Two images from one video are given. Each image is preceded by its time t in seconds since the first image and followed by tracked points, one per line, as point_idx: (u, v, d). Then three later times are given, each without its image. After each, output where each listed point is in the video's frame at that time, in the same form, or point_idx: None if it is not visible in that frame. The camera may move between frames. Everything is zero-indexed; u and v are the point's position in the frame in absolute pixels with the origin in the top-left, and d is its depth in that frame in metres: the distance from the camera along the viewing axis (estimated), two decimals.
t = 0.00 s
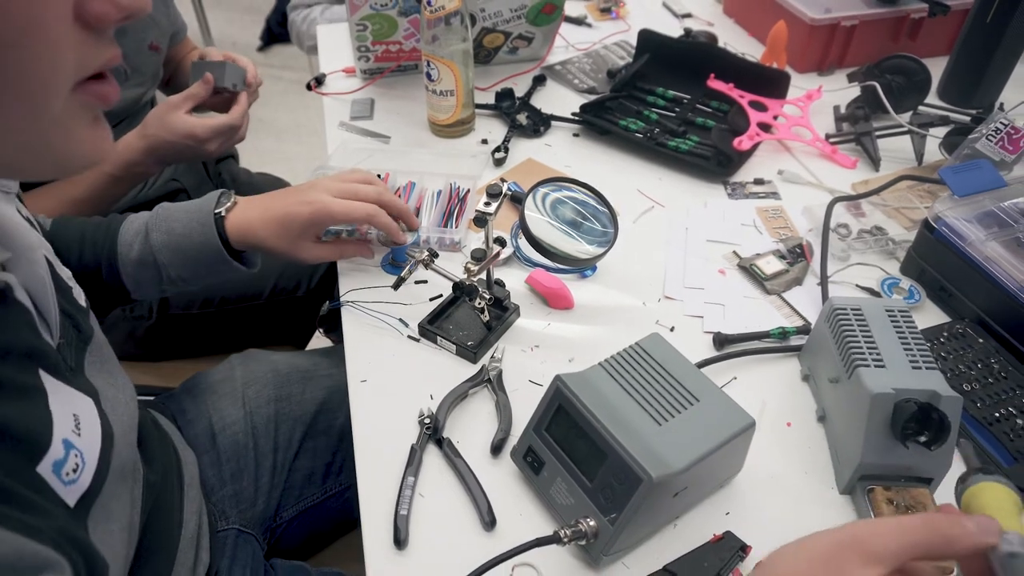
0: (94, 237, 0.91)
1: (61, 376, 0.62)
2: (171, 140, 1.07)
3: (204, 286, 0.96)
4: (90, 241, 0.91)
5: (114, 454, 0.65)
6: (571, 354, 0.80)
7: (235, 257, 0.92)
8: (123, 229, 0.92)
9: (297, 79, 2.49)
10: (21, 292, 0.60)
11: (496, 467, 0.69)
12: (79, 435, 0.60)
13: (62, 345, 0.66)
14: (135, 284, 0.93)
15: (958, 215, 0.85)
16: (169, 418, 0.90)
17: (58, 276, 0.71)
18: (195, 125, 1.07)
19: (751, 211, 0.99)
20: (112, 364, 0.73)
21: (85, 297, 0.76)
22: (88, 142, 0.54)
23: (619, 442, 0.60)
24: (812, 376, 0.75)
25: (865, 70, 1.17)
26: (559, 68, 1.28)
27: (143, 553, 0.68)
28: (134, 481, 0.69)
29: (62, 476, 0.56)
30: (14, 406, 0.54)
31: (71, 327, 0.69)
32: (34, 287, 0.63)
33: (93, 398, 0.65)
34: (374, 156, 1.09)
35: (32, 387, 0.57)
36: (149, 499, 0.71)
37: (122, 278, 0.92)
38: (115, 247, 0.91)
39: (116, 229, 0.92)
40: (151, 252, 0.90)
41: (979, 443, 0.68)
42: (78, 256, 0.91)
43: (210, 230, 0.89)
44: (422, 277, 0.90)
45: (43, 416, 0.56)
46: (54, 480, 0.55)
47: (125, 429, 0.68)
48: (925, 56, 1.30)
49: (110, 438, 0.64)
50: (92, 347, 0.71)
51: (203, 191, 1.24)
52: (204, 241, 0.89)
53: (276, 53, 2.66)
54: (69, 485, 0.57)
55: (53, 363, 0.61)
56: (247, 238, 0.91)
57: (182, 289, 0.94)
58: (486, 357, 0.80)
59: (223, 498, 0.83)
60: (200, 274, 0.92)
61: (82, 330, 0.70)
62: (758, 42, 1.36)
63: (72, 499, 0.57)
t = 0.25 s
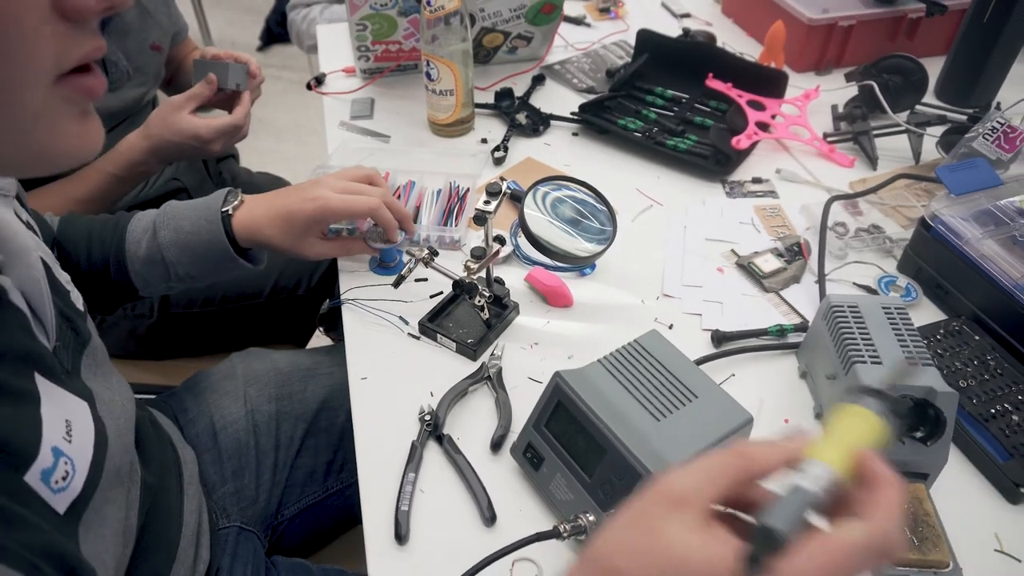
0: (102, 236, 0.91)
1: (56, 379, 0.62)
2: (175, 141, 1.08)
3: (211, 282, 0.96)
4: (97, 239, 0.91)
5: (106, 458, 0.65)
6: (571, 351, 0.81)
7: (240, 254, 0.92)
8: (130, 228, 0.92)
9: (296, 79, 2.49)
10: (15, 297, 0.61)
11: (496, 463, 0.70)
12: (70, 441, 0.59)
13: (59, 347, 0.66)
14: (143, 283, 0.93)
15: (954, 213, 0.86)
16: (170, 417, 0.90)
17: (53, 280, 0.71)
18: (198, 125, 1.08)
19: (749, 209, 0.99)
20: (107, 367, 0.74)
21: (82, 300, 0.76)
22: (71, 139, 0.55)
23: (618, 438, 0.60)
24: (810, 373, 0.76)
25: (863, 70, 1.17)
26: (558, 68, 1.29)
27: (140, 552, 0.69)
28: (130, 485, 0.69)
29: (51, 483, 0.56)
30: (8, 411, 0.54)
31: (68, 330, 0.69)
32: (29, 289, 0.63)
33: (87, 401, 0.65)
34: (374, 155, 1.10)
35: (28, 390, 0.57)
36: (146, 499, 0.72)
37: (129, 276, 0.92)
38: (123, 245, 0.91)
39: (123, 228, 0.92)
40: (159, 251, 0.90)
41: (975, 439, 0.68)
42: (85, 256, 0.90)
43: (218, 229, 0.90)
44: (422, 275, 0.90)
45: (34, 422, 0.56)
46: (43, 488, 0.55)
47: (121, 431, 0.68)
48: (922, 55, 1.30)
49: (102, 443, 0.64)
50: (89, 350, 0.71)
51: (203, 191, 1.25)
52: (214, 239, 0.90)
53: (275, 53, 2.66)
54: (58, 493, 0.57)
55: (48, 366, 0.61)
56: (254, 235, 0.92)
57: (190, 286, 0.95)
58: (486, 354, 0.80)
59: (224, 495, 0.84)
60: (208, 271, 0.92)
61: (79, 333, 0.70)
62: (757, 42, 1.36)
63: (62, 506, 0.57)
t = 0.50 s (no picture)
0: (93, 238, 0.91)
1: (50, 372, 0.63)
2: (178, 138, 1.08)
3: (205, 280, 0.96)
4: (87, 240, 0.92)
5: (101, 454, 0.65)
6: (570, 350, 0.82)
7: (229, 246, 0.93)
8: (119, 229, 0.93)
9: (296, 80, 2.50)
10: (9, 291, 0.61)
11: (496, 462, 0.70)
12: (61, 438, 0.60)
13: (54, 342, 0.66)
14: (133, 282, 0.94)
15: (950, 213, 0.87)
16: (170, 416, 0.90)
17: (47, 274, 0.71)
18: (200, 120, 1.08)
19: (747, 210, 1.00)
20: (103, 360, 0.74)
21: (80, 297, 0.76)
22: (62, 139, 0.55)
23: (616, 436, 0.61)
24: (807, 372, 0.76)
25: (860, 71, 1.18)
26: (558, 69, 1.29)
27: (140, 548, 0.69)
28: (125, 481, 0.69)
29: (42, 480, 0.56)
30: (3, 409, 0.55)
31: (65, 325, 0.69)
32: (22, 283, 0.63)
33: (81, 396, 0.65)
34: (374, 156, 1.11)
35: (21, 387, 0.58)
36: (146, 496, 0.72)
37: (120, 278, 0.93)
38: (112, 247, 0.91)
39: (111, 229, 0.93)
40: (148, 248, 0.91)
41: (970, 437, 0.69)
42: (75, 258, 0.91)
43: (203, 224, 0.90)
44: (422, 275, 0.91)
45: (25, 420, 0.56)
46: (33, 485, 0.56)
47: (116, 426, 0.69)
48: (919, 56, 1.31)
49: (96, 438, 0.65)
50: (85, 345, 0.72)
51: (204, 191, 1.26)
52: (197, 232, 0.90)
53: (275, 54, 2.67)
54: (50, 489, 0.57)
55: (41, 360, 0.62)
56: (245, 225, 0.92)
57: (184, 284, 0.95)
58: (486, 354, 0.81)
59: (225, 494, 0.84)
60: (199, 267, 0.93)
61: (76, 327, 0.71)
62: (755, 43, 1.37)
63: (53, 502, 0.58)
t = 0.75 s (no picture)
0: (89, 242, 0.91)
1: (41, 374, 0.62)
2: (173, 128, 1.07)
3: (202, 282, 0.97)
4: (84, 246, 0.91)
5: (89, 455, 0.64)
6: (571, 349, 0.82)
7: (224, 240, 0.92)
8: (115, 233, 0.93)
9: (296, 80, 2.50)
10: None
11: (498, 460, 0.70)
12: (48, 440, 0.58)
13: (42, 341, 0.66)
14: (133, 287, 0.93)
15: (949, 211, 0.87)
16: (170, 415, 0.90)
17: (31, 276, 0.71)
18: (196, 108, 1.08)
19: (747, 209, 1.00)
20: (91, 359, 0.74)
21: (71, 295, 0.77)
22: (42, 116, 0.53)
23: (618, 434, 0.61)
24: (808, 369, 0.77)
25: (860, 70, 1.18)
26: (558, 69, 1.30)
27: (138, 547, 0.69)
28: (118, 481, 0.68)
29: (29, 483, 0.54)
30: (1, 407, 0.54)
31: (53, 325, 0.69)
32: (7, 283, 0.63)
33: (71, 397, 0.64)
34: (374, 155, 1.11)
35: (9, 388, 0.56)
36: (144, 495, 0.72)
37: (120, 283, 0.92)
38: (110, 249, 0.91)
39: (108, 233, 0.92)
40: (146, 249, 0.91)
41: (970, 434, 0.69)
42: (73, 265, 0.90)
43: (201, 223, 0.90)
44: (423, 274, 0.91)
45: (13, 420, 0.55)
46: (22, 490, 0.53)
47: (105, 426, 0.68)
48: (918, 56, 1.32)
49: (84, 440, 0.63)
50: (74, 344, 0.72)
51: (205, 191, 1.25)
52: (195, 232, 0.90)
53: (275, 54, 2.67)
54: (37, 492, 0.55)
55: (31, 359, 0.61)
56: (237, 201, 0.91)
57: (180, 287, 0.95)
58: (487, 352, 0.81)
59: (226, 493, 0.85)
60: (197, 267, 0.93)
61: (65, 326, 0.71)
62: (754, 42, 1.37)
63: (42, 505, 0.55)
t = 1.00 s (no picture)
0: (85, 245, 0.91)
1: (40, 373, 0.62)
2: (172, 125, 1.07)
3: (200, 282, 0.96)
4: (81, 248, 0.91)
5: (88, 454, 0.64)
6: (576, 348, 0.82)
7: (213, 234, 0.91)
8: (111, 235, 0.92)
9: (297, 80, 2.50)
10: None
11: (504, 459, 0.70)
12: (45, 440, 0.58)
13: (42, 341, 0.65)
14: (131, 290, 0.92)
15: (954, 211, 0.87)
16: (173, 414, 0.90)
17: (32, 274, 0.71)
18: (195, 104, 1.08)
19: (751, 208, 1.00)
20: (92, 359, 0.73)
21: (71, 295, 0.77)
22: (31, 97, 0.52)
23: (626, 433, 0.61)
24: (813, 369, 0.77)
25: (863, 70, 1.18)
26: (561, 68, 1.30)
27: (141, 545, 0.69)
28: (118, 479, 0.68)
29: (24, 484, 0.54)
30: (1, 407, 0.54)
31: (55, 325, 0.69)
32: (6, 283, 0.62)
33: (70, 398, 0.64)
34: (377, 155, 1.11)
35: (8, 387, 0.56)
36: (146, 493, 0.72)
37: (118, 286, 0.91)
38: (106, 253, 0.90)
39: (104, 235, 0.92)
40: (141, 250, 0.90)
41: (977, 433, 0.69)
42: (70, 267, 0.89)
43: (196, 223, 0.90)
44: (428, 273, 0.91)
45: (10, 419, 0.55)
46: (18, 489, 0.54)
47: (104, 427, 0.68)
48: (921, 55, 1.32)
49: (83, 439, 0.63)
50: (76, 344, 0.71)
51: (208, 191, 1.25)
52: (190, 229, 0.90)
53: (275, 53, 2.66)
54: (32, 492, 0.55)
55: (31, 360, 0.61)
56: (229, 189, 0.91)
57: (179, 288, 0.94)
58: (492, 351, 0.81)
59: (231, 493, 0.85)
60: (192, 268, 0.92)
61: (65, 327, 0.70)
62: (757, 42, 1.37)
63: (37, 505, 0.56)
